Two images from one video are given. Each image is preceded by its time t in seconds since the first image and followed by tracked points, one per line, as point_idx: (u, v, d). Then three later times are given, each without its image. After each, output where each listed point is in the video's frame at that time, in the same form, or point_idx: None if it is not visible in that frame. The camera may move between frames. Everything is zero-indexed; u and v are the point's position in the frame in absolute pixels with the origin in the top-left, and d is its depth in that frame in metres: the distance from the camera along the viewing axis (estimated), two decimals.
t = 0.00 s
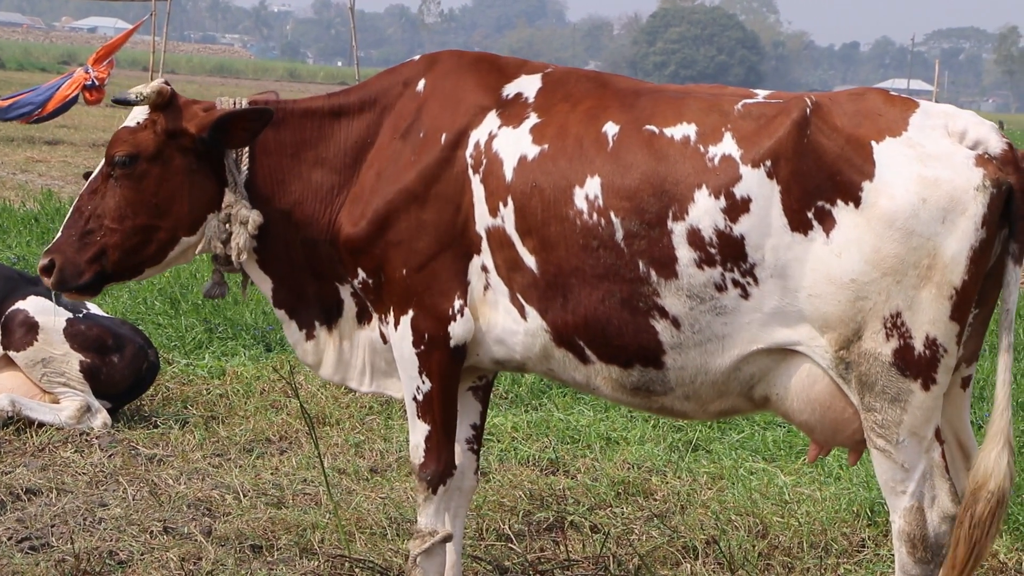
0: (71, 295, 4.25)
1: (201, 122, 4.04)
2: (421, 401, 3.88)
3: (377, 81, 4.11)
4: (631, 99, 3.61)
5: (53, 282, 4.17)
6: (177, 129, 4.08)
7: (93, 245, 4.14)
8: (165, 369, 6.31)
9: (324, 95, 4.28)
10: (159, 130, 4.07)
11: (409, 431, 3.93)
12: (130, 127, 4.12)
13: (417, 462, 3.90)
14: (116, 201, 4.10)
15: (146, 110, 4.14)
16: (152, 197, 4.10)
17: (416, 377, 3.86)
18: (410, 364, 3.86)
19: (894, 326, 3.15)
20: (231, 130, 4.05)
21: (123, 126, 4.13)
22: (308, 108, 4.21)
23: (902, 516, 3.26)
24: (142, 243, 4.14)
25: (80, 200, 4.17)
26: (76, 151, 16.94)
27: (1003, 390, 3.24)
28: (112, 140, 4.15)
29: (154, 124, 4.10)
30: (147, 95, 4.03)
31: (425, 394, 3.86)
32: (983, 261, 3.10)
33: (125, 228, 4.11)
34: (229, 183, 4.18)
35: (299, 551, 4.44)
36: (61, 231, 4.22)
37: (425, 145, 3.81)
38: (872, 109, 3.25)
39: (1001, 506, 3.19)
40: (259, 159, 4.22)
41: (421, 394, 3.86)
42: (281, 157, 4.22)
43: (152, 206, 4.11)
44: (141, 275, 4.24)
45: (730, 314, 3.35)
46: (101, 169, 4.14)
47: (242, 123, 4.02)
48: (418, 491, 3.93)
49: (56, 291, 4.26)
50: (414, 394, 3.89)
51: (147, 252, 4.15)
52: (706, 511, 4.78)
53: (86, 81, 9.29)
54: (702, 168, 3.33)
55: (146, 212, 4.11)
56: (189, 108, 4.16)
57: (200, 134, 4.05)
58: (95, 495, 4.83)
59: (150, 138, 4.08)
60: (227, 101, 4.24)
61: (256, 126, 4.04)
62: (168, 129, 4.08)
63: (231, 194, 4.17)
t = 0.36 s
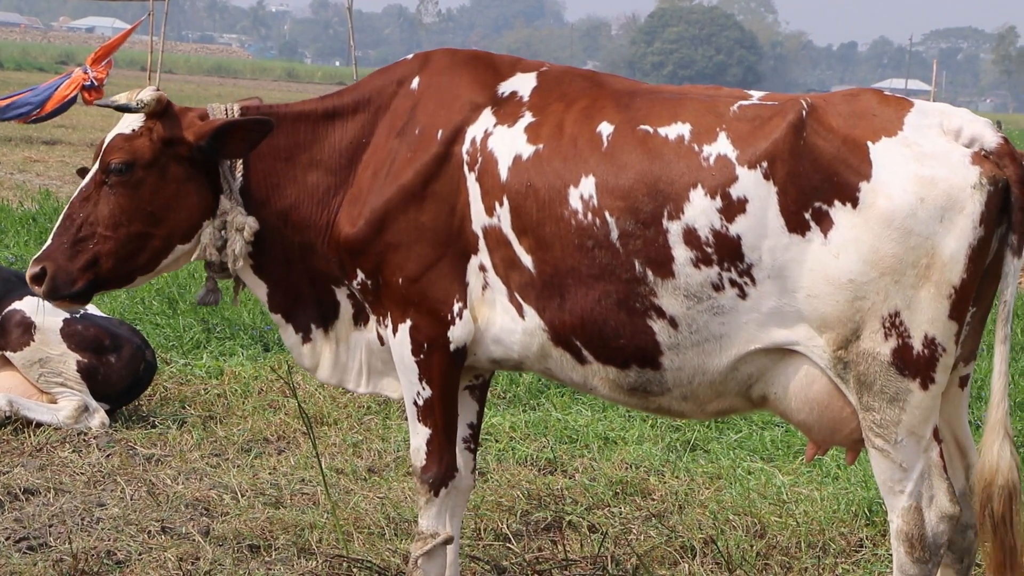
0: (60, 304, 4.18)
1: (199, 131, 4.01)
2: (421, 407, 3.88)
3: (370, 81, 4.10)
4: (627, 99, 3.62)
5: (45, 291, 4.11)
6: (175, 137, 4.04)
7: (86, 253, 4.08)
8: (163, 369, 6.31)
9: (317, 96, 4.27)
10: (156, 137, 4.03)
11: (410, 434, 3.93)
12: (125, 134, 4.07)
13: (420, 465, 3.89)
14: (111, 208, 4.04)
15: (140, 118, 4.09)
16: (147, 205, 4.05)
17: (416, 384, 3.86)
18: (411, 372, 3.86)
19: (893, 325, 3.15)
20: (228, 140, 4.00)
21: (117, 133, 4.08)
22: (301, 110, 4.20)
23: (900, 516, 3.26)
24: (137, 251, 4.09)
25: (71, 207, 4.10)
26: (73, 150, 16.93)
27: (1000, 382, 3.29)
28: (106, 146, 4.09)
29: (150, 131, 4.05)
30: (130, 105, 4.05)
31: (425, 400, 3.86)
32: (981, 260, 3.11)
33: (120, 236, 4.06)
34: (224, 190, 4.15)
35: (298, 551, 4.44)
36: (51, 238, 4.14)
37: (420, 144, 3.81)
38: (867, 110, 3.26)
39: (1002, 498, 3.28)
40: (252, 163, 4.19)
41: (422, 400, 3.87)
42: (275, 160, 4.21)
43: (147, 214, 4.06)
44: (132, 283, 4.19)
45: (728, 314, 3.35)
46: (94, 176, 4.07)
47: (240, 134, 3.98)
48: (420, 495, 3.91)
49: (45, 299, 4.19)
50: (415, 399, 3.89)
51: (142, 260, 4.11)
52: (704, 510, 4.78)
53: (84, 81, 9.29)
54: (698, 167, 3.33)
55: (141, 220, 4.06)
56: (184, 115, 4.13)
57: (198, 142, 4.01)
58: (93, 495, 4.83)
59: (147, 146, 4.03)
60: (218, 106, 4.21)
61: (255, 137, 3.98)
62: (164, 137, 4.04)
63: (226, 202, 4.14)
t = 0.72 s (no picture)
0: (51, 309, 4.16)
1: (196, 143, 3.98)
2: (422, 408, 3.87)
3: (365, 81, 4.10)
4: (622, 98, 3.62)
5: (37, 297, 4.08)
6: (172, 146, 4.01)
7: (79, 260, 4.06)
8: (161, 369, 6.31)
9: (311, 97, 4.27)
10: (154, 145, 4.00)
11: (411, 435, 3.92)
12: (121, 141, 4.02)
13: (420, 466, 3.88)
14: (106, 216, 4.01)
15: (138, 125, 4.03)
16: (142, 214, 4.04)
17: (418, 385, 3.85)
18: (412, 373, 3.85)
19: (888, 324, 3.15)
20: (222, 158, 3.97)
21: (113, 140, 4.03)
22: (295, 112, 4.19)
23: (896, 515, 3.26)
24: (130, 258, 4.09)
25: (63, 212, 4.06)
26: (73, 151, 16.93)
27: None
28: (101, 152, 4.03)
29: (147, 139, 4.01)
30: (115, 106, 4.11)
31: (427, 401, 3.86)
32: (977, 259, 3.11)
33: (115, 244, 4.04)
34: (219, 196, 4.13)
35: (296, 551, 4.44)
36: (42, 242, 4.11)
37: (418, 144, 3.81)
38: (861, 109, 3.26)
39: None
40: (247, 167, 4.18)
41: (423, 401, 3.86)
42: (271, 163, 4.20)
43: (143, 222, 4.05)
44: (124, 288, 4.20)
45: (723, 313, 3.34)
46: (88, 182, 4.02)
47: (236, 153, 3.95)
48: (420, 496, 3.91)
49: (35, 303, 4.16)
50: (415, 400, 3.88)
51: (136, 266, 4.12)
52: (702, 510, 4.78)
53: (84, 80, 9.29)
54: (693, 167, 3.33)
55: (136, 228, 4.05)
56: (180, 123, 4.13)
57: (189, 156, 3.99)
58: (91, 495, 4.83)
59: (145, 154, 3.99)
60: (210, 111, 4.22)
61: (245, 162, 3.97)
62: (161, 146, 4.00)
63: (222, 207, 4.13)
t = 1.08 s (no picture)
0: (46, 312, 4.11)
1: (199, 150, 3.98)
2: (420, 407, 3.86)
3: (362, 82, 4.10)
4: (620, 98, 3.62)
5: (34, 301, 4.02)
6: (174, 151, 3.98)
7: (78, 263, 4.01)
8: (159, 369, 6.31)
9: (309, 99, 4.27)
10: (156, 150, 3.97)
11: (408, 436, 3.92)
12: (122, 145, 3.98)
13: (417, 467, 3.88)
14: (105, 220, 3.97)
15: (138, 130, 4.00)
16: (142, 219, 4.01)
17: (415, 385, 3.85)
18: (410, 373, 3.85)
19: (883, 323, 3.15)
20: (223, 167, 3.96)
21: (113, 144, 3.99)
22: (292, 114, 4.19)
23: (892, 514, 3.26)
24: (128, 262, 4.06)
25: (61, 215, 3.99)
26: (71, 150, 16.94)
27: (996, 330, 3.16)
28: (100, 156, 3.99)
29: (149, 144, 3.98)
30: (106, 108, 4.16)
31: (425, 401, 3.85)
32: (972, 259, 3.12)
33: (114, 248, 4.01)
34: (217, 200, 4.12)
35: (293, 551, 4.44)
36: (37, 245, 4.04)
37: (415, 145, 3.80)
38: (859, 109, 3.26)
39: (1011, 423, 3.22)
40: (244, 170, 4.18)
41: (420, 401, 3.86)
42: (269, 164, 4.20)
43: (143, 227, 4.02)
44: (119, 292, 4.17)
45: (720, 312, 3.34)
46: (88, 185, 3.97)
47: (238, 163, 3.93)
48: (418, 496, 3.90)
49: (29, 306, 4.10)
50: (413, 400, 3.87)
51: (134, 270, 4.09)
52: (700, 510, 4.78)
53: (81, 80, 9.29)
54: (691, 167, 3.33)
55: (136, 233, 4.02)
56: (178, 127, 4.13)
57: (194, 161, 3.98)
58: (89, 496, 4.83)
59: (147, 159, 3.96)
60: (207, 114, 4.20)
61: (249, 172, 3.95)
62: (163, 151, 3.98)
63: (220, 211, 4.12)
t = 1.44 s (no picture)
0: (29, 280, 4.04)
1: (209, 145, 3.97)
2: (420, 407, 3.86)
3: (363, 81, 4.10)
4: (618, 99, 3.62)
5: (19, 264, 3.97)
6: (184, 139, 3.97)
7: (68, 235, 3.97)
8: (157, 369, 6.31)
9: (309, 98, 4.26)
10: (167, 136, 3.96)
11: (408, 436, 3.92)
12: (133, 126, 3.97)
13: (417, 467, 3.89)
14: (105, 196, 3.94)
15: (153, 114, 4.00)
16: (142, 202, 3.98)
17: (415, 385, 3.85)
18: (409, 373, 3.85)
19: (881, 324, 3.14)
20: (230, 167, 3.93)
21: (126, 123, 3.98)
22: (294, 113, 4.19)
23: (890, 514, 3.27)
24: (120, 243, 4.01)
25: (60, 184, 3.96)
26: (69, 150, 16.95)
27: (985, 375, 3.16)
28: (111, 133, 3.98)
29: (161, 130, 3.98)
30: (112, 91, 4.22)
31: (424, 401, 3.86)
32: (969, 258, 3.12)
33: (108, 226, 3.97)
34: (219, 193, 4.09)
35: (292, 551, 4.44)
36: (31, 209, 3.99)
37: (416, 145, 3.80)
38: (858, 109, 3.25)
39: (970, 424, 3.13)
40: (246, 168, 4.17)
41: (420, 401, 3.86)
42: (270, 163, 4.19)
43: (141, 210, 3.99)
44: (106, 275, 4.11)
45: (718, 312, 3.34)
46: (94, 159, 3.95)
47: (246, 167, 3.91)
48: (417, 496, 3.90)
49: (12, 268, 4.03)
50: (413, 401, 3.88)
51: (124, 253, 4.04)
52: (698, 510, 4.78)
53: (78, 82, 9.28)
54: (691, 167, 3.33)
55: (133, 215, 3.99)
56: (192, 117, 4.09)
57: (202, 153, 3.95)
58: (87, 496, 4.83)
59: (157, 143, 3.96)
60: (214, 107, 4.18)
61: (257, 179, 3.92)
62: (173, 138, 3.97)
63: (221, 206, 4.09)
